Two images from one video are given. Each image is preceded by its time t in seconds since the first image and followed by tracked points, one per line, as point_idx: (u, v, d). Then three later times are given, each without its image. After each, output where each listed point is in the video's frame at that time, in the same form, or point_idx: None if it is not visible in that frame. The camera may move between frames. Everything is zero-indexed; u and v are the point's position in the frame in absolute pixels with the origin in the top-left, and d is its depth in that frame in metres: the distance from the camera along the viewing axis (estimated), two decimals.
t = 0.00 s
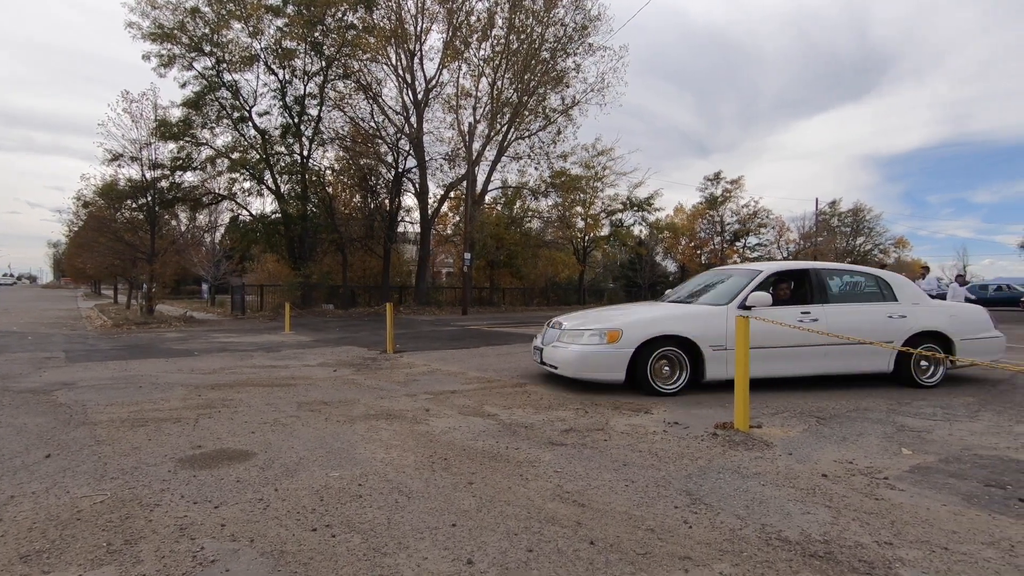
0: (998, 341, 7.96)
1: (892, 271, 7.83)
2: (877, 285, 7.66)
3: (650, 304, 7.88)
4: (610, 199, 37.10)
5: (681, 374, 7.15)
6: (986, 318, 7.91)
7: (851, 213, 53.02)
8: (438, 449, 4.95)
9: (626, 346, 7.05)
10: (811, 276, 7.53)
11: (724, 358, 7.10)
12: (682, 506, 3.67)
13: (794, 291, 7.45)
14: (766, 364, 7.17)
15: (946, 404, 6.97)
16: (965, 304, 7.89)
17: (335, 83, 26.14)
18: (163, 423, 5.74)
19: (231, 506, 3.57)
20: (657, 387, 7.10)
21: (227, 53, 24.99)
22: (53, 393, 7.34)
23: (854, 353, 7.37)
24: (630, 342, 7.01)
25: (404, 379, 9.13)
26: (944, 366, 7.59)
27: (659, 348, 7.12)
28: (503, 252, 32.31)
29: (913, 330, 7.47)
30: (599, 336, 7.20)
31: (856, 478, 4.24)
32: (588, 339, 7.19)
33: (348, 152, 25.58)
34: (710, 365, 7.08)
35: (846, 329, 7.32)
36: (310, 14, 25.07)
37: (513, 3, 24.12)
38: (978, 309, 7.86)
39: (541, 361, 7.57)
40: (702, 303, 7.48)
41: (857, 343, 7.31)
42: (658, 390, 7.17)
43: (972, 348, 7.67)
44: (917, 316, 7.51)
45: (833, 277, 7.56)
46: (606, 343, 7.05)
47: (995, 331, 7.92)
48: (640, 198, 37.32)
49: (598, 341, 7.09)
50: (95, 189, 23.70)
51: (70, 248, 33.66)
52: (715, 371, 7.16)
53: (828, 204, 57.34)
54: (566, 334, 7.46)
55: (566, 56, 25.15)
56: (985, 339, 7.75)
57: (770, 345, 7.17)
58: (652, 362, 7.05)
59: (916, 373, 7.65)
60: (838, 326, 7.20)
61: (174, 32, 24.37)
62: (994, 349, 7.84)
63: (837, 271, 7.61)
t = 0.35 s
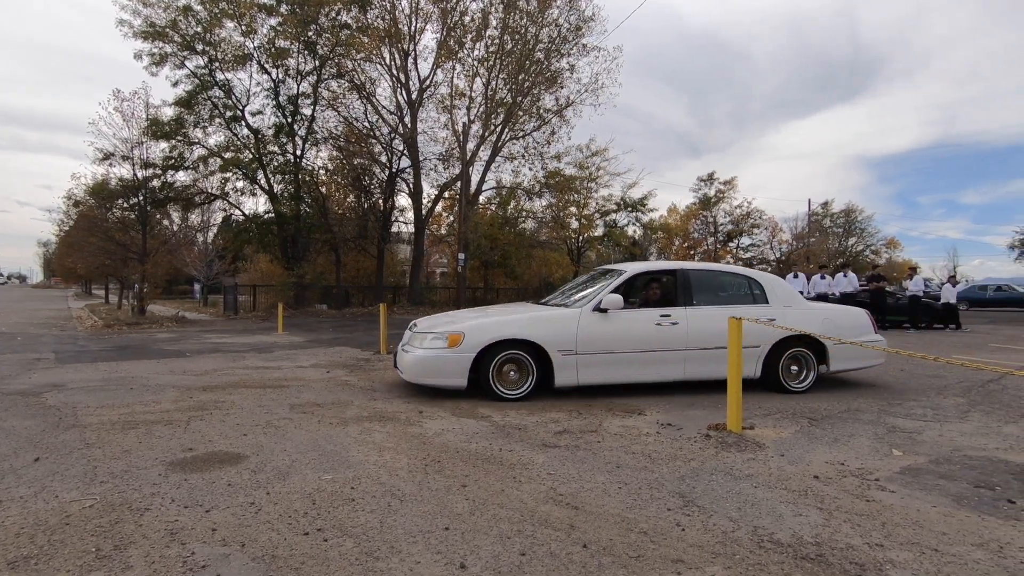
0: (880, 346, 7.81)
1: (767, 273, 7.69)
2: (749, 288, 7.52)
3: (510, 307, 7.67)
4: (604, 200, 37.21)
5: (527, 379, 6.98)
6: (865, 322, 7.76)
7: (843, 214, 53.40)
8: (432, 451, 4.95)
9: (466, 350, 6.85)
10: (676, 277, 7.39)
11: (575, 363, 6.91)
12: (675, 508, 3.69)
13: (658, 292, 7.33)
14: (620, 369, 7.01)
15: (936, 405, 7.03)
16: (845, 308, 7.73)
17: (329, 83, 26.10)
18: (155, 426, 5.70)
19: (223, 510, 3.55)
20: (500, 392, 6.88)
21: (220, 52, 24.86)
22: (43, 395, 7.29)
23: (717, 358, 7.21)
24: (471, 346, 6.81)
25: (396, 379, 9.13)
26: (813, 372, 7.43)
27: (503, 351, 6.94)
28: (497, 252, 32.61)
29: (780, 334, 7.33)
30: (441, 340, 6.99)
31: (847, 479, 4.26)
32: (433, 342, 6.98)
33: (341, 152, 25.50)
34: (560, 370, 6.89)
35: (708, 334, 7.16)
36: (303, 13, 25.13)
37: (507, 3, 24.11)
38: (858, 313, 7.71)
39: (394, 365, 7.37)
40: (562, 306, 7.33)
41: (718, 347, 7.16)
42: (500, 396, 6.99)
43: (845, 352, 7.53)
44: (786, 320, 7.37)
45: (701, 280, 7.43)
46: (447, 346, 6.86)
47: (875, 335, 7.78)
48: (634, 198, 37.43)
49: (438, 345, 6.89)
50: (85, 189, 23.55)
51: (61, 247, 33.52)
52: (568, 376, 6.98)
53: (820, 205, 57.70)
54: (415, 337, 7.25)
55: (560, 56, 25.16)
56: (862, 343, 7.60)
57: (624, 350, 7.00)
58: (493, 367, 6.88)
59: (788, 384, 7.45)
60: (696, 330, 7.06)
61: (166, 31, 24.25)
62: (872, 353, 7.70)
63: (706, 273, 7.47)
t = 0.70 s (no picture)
0: (759, 346, 7.48)
1: (637, 270, 7.38)
2: (613, 285, 7.23)
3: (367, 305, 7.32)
4: (603, 200, 37.27)
5: (361, 384, 6.60)
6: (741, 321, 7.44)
7: (841, 215, 53.60)
8: (436, 451, 4.96)
9: (295, 349, 6.48)
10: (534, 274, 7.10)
11: (412, 362, 6.59)
12: (681, 508, 3.70)
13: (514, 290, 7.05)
14: (462, 369, 6.68)
15: (937, 405, 7.05)
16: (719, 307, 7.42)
17: (327, 83, 26.15)
18: (158, 426, 5.70)
19: (230, 510, 3.56)
20: (327, 395, 6.52)
21: (218, 52, 24.81)
22: (44, 395, 7.28)
23: (570, 358, 6.89)
24: (299, 344, 6.45)
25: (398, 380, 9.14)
26: (676, 374, 7.07)
27: (334, 352, 6.58)
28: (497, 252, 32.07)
29: (640, 333, 7.01)
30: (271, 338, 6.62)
31: (850, 479, 4.28)
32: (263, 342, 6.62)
33: (340, 151, 25.49)
34: (393, 369, 6.57)
35: (560, 332, 6.84)
36: (302, 13, 25.15)
37: (506, 3, 24.12)
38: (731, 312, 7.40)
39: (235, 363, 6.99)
40: (410, 303, 7.03)
41: (570, 347, 6.84)
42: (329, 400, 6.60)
43: (713, 352, 7.21)
44: (649, 318, 7.05)
45: (562, 277, 7.13)
46: (274, 345, 6.50)
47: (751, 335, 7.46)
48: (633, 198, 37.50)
49: (265, 343, 6.52)
50: (83, 189, 23.52)
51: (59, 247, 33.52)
52: (405, 377, 6.64)
53: (818, 206, 57.89)
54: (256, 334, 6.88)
55: (559, 56, 25.19)
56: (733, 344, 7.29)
57: (466, 350, 6.67)
58: (323, 368, 6.52)
59: (648, 388, 7.07)
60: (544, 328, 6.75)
61: (165, 30, 24.25)
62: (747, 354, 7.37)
63: (568, 270, 7.18)
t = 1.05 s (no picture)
0: (625, 351, 7.20)
1: (495, 271, 7.13)
2: (465, 287, 6.97)
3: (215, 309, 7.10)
4: (603, 201, 37.22)
5: (181, 390, 6.34)
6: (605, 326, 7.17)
7: (841, 215, 53.56)
8: (444, 455, 4.95)
9: (111, 354, 6.25)
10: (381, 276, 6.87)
11: (237, 368, 6.33)
12: (691, 512, 3.71)
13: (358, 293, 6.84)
14: (294, 375, 6.43)
15: (942, 408, 7.04)
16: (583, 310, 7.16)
17: (328, 83, 26.05)
18: (165, 428, 5.71)
19: (241, 514, 3.56)
20: (145, 401, 6.29)
21: (220, 52, 24.78)
22: (50, 397, 7.29)
23: (414, 364, 6.62)
24: (115, 349, 6.22)
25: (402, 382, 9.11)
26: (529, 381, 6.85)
27: (154, 357, 6.33)
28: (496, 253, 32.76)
29: (490, 338, 6.77)
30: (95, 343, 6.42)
31: (859, 483, 4.28)
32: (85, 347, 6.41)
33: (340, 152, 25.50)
34: (218, 376, 6.32)
35: (403, 336, 6.60)
36: (303, 14, 25.09)
37: (507, 4, 24.10)
38: (595, 316, 7.13)
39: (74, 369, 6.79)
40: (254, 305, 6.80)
41: (412, 352, 6.58)
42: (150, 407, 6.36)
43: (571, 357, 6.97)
44: (500, 322, 6.81)
45: (411, 279, 6.88)
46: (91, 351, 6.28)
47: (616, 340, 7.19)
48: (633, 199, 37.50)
49: (83, 347, 6.31)
50: (85, 189, 23.65)
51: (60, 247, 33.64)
52: (232, 383, 6.39)
53: (819, 206, 57.88)
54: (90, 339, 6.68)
55: (560, 57, 25.20)
56: (592, 349, 7.03)
57: (298, 355, 6.42)
58: (140, 373, 6.28)
59: (497, 394, 6.86)
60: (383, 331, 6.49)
61: (167, 31, 24.28)
62: (606, 359, 7.10)
63: (418, 272, 6.93)
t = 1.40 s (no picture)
0: (491, 358, 6.77)
1: (354, 272, 6.75)
2: (319, 288, 6.61)
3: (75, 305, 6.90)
4: (605, 201, 37.20)
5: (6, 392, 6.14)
6: (470, 330, 6.73)
7: (843, 215, 53.48)
8: (456, 457, 4.97)
9: None
10: (232, 276, 6.57)
11: (67, 369, 6.11)
12: (704, 515, 3.72)
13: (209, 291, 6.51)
14: (130, 378, 6.18)
15: (949, 409, 7.05)
16: (446, 313, 6.73)
17: (331, 84, 26.14)
18: (175, 430, 5.74)
19: (258, 517, 3.59)
20: None
21: (222, 53, 24.84)
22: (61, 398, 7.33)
23: (258, 368, 6.30)
24: None
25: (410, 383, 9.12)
26: (379, 389, 6.44)
27: None
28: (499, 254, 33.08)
29: (338, 342, 6.37)
30: None
31: (869, 486, 4.30)
32: None
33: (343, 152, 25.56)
34: (47, 378, 6.10)
35: (246, 339, 6.28)
36: (306, 14, 25.09)
37: (509, 4, 24.16)
38: (459, 319, 6.70)
39: None
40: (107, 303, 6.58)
41: (253, 356, 6.26)
42: None
43: (428, 363, 6.56)
44: (350, 325, 6.41)
45: (263, 279, 6.56)
46: None
47: (481, 346, 6.76)
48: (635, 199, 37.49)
49: None
50: (89, 190, 23.88)
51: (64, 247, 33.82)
52: (63, 385, 6.17)
53: (821, 207, 57.81)
54: None
55: (562, 57, 25.20)
56: (452, 355, 6.61)
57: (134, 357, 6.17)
58: None
59: None
60: (222, 335, 6.18)
61: (170, 32, 24.34)
62: (469, 366, 6.68)
63: (272, 271, 6.62)
